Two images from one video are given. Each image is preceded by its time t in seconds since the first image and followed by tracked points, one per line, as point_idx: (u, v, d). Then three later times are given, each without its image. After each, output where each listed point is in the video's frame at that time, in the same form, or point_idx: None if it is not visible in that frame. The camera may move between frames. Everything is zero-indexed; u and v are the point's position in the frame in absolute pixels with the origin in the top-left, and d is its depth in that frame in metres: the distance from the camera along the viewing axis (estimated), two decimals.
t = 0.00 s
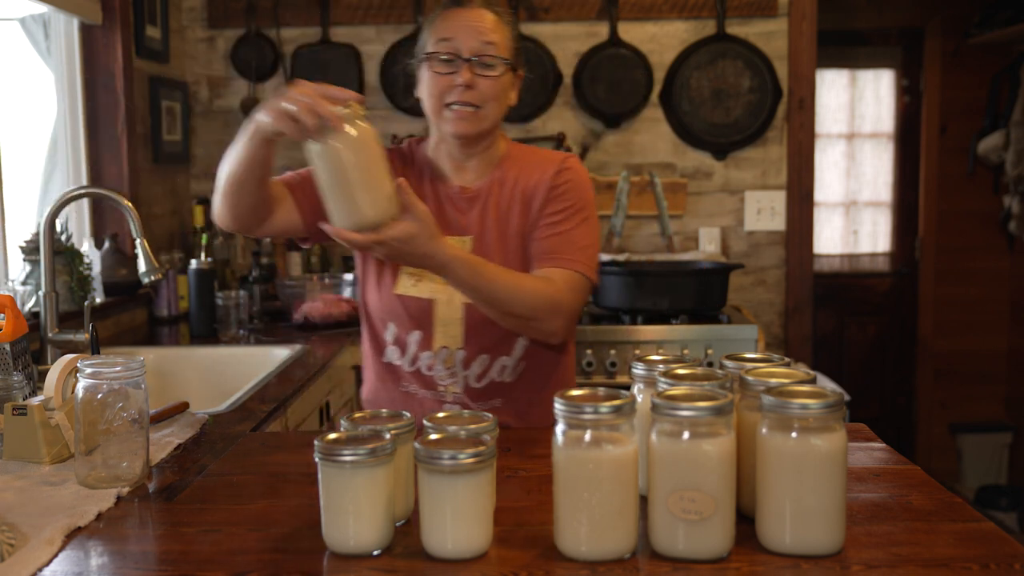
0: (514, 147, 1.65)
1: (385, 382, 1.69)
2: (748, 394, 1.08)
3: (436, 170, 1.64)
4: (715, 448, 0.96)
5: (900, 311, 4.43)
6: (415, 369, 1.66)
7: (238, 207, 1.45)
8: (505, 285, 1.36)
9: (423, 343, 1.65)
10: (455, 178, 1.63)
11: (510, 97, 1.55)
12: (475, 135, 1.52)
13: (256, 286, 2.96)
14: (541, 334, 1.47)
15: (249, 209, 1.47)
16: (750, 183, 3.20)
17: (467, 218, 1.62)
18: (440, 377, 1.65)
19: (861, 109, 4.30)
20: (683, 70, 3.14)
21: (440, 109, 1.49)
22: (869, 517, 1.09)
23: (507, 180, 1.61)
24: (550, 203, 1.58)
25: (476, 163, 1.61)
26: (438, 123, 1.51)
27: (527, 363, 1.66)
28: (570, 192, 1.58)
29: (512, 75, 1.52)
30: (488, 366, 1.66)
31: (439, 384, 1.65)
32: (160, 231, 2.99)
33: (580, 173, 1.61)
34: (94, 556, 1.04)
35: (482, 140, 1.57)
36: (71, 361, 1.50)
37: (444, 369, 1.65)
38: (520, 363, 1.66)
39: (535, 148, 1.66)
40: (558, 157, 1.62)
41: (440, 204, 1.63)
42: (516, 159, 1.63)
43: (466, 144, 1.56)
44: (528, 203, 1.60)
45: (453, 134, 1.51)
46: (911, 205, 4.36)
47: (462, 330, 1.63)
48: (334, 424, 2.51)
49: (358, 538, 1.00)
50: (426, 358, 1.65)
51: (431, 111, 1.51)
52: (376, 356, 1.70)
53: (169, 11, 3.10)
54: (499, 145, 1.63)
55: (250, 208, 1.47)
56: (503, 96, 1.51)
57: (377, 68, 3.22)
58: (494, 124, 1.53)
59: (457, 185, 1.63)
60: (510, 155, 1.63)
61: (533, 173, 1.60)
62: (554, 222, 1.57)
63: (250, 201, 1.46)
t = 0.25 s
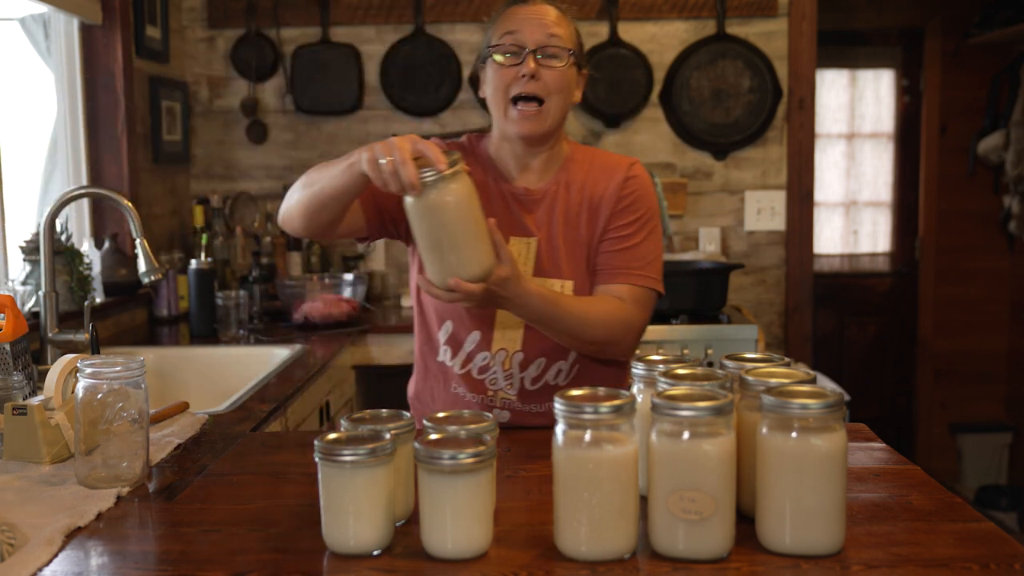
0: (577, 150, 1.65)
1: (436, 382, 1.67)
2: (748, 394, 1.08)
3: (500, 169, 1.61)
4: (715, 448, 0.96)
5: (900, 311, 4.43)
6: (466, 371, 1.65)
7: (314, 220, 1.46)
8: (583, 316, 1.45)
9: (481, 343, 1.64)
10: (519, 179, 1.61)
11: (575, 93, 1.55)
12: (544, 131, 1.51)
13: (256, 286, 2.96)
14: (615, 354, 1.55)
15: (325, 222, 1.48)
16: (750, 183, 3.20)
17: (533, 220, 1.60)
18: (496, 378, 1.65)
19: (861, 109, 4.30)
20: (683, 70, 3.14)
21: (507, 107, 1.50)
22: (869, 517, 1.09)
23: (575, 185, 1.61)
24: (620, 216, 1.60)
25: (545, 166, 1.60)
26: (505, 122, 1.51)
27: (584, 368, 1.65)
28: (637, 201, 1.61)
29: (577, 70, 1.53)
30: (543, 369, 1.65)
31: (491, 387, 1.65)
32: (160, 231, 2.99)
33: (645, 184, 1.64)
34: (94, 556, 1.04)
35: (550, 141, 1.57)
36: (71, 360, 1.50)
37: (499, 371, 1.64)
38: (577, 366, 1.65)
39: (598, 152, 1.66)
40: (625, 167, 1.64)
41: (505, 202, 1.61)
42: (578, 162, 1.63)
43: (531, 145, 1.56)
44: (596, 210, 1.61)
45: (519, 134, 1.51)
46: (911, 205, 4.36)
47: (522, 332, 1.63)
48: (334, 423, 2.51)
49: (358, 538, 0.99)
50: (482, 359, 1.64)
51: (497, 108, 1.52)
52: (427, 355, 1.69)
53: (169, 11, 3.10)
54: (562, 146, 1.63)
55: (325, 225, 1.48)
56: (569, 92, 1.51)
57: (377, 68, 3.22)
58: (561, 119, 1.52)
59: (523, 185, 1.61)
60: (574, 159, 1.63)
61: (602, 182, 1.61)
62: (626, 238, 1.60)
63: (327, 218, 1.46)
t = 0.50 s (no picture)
0: (620, 160, 1.70)
1: (456, 387, 1.64)
2: (749, 394, 1.08)
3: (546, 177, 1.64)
4: (715, 448, 0.96)
5: (900, 311, 4.43)
6: (491, 379, 1.63)
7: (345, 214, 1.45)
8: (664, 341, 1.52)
9: (513, 353, 1.64)
10: (562, 186, 1.64)
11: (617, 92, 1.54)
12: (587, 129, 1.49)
13: (256, 286, 2.93)
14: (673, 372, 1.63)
15: (356, 214, 1.46)
16: (750, 183, 3.20)
17: (576, 229, 1.63)
18: (520, 390, 1.63)
19: (861, 109, 4.30)
20: (683, 70, 3.14)
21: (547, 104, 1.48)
22: (869, 517, 1.09)
23: (619, 196, 1.66)
24: (666, 229, 1.67)
25: (587, 174, 1.64)
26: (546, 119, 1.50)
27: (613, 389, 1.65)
28: (684, 220, 1.67)
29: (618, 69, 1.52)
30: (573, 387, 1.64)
31: (513, 398, 1.63)
32: (161, 231, 3.00)
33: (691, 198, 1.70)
34: (94, 556, 1.04)
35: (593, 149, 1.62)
36: (71, 360, 1.50)
37: (526, 383, 1.64)
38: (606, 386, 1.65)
39: (637, 162, 1.72)
40: (674, 179, 1.69)
41: (551, 211, 1.63)
42: (626, 176, 1.68)
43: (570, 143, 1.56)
44: (642, 222, 1.66)
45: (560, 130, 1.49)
46: (911, 205, 4.36)
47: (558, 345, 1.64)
48: (333, 423, 2.51)
49: (358, 538, 0.99)
50: (511, 369, 1.64)
51: (537, 108, 1.51)
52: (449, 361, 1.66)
53: (169, 11, 3.09)
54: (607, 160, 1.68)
55: (358, 217, 1.47)
56: (610, 89, 1.50)
57: (377, 68, 3.22)
58: (602, 117, 1.51)
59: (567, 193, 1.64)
60: (618, 170, 1.67)
61: (648, 195, 1.67)
62: (671, 252, 1.68)
63: (359, 207, 1.45)
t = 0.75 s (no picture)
0: (647, 173, 1.67)
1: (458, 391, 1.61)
2: (748, 394, 1.08)
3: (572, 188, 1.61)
4: (715, 448, 0.96)
5: (900, 311, 4.44)
6: (498, 387, 1.61)
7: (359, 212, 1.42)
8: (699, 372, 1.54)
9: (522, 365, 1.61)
10: (588, 197, 1.61)
11: (649, 97, 1.54)
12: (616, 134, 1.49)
13: (256, 286, 2.93)
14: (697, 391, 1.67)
15: (374, 217, 1.44)
16: (750, 183, 3.20)
17: (598, 243, 1.60)
18: (525, 400, 1.62)
19: (861, 109, 4.30)
20: (683, 70, 3.14)
21: (576, 108, 1.49)
22: (869, 517, 1.09)
23: (646, 211, 1.63)
24: (691, 249, 1.65)
25: (613, 187, 1.61)
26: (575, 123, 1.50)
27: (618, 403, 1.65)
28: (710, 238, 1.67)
29: (650, 73, 1.53)
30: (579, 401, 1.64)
31: (517, 407, 1.62)
32: (161, 231, 3.00)
33: (718, 219, 1.69)
34: (94, 556, 1.04)
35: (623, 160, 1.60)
36: (71, 360, 1.50)
37: (533, 393, 1.62)
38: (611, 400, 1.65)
39: (664, 175, 1.70)
40: (701, 199, 1.68)
41: (574, 223, 1.60)
42: (654, 190, 1.66)
43: (599, 151, 1.56)
44: (667, 240, 1.63)
45: (589, 134, 1.49)
46: (911, 205, 4.36)
47: (570, 362, 1.61)
48: (333, 423, 2.51)
49: (358, 538, 0.99)
50: (518, 380, 1.61)
51: (567, 110, 1.51)
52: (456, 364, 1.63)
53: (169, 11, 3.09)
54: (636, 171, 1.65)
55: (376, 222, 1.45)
56: (641, 96, 1.51)
57: (377, 68, 3.22)
58: (632, 122, 1.51)
59: (592, 205, 1.60)
60: (646, 184, 1.65)
61: (675, 213, 1.65)
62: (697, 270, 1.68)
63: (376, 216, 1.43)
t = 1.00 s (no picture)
0: (652, 179, 1.68)
1: (464, 396, 1.62)
2: (749, 394, 1.08)
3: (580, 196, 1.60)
4: (715, 448, 0.96)
5: (900, 310, 4.44)
6: (502, 392, 1.61)
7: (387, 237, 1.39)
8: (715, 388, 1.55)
9: (529, 372, 1.61)
10: (596, 204, 1.61)
11: (654, 105, 1.54)
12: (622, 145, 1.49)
13: (256, 286, 2.93)
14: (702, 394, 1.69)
15: (398, 243, 1.40)
16: (750, 183, 3.20)
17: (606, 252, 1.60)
18: (528, 406, 1.62)
19: (861, 109, 4.30)
20: (684, 70, 3.14)
21: (582, 121, 1.49)
22: (869, 517, 1.09)
23: (652, 219, 1.63)
24: (695, 255, 1.66)
25: (621, 194, 1.61)
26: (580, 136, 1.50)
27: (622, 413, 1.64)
28: (714, 243, 1.68)
29: (655, 80, 1.52)
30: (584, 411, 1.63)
31: (519, 412, 1.62)
32: (161, 231, 3.00)
33: (722, 224, 1.70)
34: (94, 556, 1.04)
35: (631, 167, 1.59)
36: (71, 360, 1.50)
37: (536, 400, 1.62)
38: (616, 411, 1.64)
39: (668, 179, 1.71)
40: (706, 203, 1.69)
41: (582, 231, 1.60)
42: (660, 195, 1.66)
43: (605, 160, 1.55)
44: (674, 246, 1.64)
45: (594, 148, 1.49)
46: (911, 205, 4.36)
47: (576, 370, 1.61)
48: (333, 423, 2.51)
49: (357, 538, 0.99)
50: (523, 386, 1.61)
51: (572, 122, 1.51)
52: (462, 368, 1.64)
53: (169, 11, 3.09)
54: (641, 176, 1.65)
55: (403, 247, 1.42)
56: (645, 106, 1.51)
57: (377, 68, 3.22)
58: (637, 132, 1.51)
59: (600, 213, 1.60)
60: (652, 190, 1.65)
61: (681, 218, 1.65)
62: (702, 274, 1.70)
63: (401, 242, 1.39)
